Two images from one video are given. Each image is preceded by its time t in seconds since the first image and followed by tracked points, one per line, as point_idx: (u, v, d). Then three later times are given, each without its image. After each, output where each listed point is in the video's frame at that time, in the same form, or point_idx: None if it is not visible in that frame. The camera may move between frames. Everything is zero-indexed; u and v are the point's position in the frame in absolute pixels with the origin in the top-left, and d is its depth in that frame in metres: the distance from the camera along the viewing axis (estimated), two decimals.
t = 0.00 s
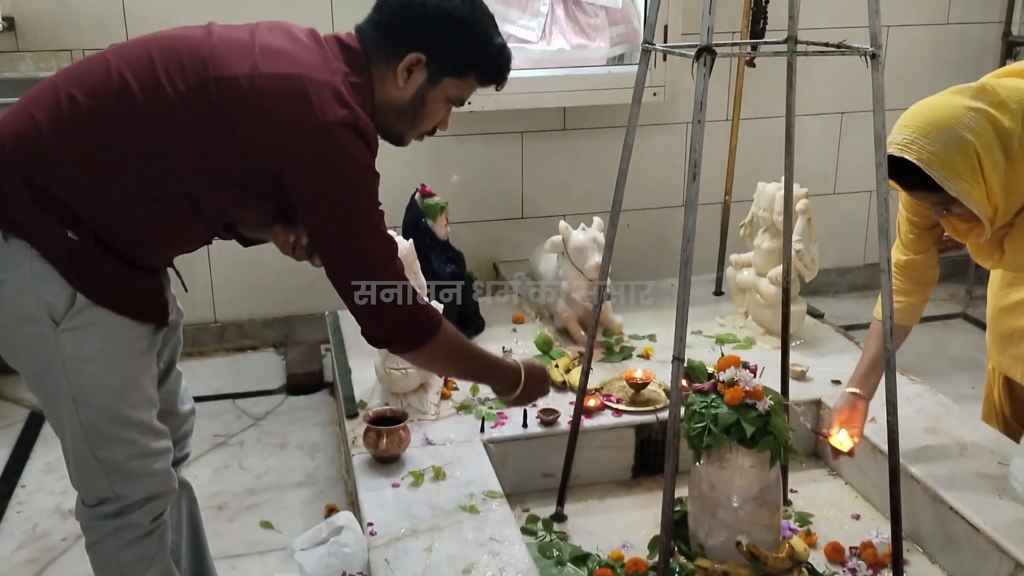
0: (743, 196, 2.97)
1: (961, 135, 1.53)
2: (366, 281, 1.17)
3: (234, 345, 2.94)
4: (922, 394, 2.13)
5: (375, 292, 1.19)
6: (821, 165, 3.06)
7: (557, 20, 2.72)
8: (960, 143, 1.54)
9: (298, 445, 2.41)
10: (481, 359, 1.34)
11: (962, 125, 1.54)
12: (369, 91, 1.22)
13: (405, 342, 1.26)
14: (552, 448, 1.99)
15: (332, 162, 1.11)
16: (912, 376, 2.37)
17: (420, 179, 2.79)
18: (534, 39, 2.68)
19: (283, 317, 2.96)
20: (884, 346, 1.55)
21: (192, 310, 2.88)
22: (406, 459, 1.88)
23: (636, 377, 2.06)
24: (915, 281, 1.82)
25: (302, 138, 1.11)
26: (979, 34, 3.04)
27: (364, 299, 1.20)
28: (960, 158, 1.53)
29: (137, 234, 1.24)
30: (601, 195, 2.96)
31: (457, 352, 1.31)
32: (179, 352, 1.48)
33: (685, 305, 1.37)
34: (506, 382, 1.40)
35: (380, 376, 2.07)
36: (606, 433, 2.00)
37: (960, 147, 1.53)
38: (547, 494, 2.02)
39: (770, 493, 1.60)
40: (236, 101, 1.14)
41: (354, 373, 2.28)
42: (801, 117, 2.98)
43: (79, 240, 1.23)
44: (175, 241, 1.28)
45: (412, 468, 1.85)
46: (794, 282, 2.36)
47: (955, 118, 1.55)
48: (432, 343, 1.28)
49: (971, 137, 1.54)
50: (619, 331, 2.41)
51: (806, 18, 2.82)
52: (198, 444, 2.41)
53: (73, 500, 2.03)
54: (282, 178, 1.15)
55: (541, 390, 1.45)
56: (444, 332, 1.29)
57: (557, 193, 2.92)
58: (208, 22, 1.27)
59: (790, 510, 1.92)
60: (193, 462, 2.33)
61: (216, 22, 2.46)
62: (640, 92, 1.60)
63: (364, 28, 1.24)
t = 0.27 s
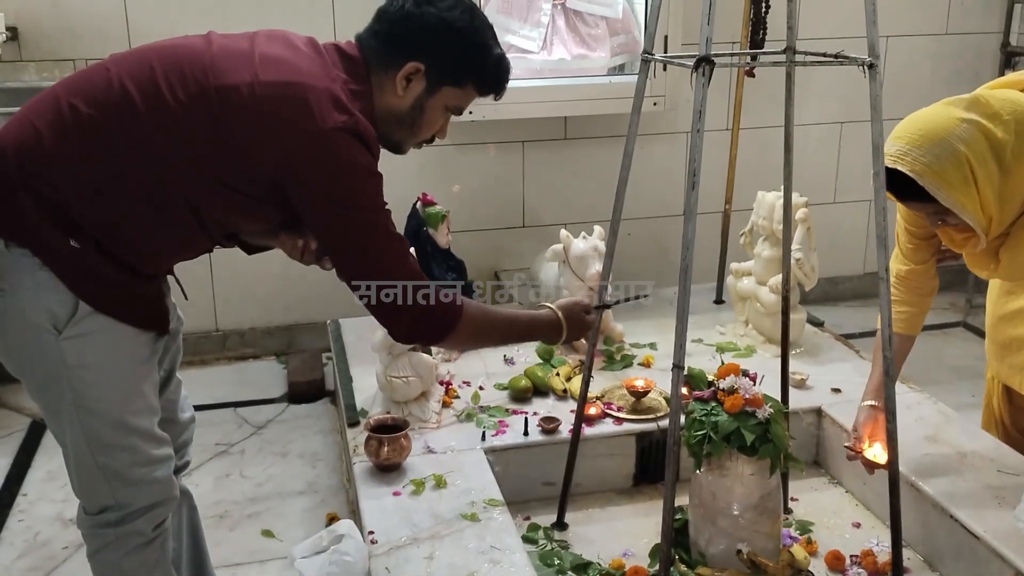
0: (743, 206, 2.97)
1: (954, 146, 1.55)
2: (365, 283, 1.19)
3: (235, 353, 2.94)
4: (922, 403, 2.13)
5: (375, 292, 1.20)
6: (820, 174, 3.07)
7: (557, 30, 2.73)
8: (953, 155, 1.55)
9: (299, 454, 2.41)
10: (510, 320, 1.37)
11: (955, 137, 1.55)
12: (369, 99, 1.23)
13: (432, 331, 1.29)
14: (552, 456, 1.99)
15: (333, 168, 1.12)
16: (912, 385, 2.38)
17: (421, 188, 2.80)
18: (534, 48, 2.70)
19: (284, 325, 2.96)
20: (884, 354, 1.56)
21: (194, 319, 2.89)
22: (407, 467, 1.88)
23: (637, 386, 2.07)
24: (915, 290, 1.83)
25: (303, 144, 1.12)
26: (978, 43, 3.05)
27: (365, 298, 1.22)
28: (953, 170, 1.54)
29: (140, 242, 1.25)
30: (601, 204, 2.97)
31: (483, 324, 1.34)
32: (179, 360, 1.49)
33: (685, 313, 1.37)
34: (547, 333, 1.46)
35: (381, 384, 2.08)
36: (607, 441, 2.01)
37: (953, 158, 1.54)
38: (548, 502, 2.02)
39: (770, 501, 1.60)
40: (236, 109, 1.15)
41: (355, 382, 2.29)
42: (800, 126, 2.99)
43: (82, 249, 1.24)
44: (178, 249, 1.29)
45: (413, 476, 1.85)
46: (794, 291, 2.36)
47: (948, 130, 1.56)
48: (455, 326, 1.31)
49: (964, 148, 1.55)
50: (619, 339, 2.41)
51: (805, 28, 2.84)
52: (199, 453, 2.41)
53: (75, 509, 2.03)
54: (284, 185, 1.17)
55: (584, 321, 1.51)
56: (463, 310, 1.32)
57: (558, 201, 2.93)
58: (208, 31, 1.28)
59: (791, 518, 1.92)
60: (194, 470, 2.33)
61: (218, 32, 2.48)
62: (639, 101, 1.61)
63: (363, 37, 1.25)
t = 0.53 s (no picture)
0: (743, 216, 2.98)
1: (951, 156, 1.55)
2: (366, 283, 1.18)
3: (237, 362, 2.95)
4: (923, 412, 2.13)
5: (375, 292, 1.19)
6: (821, 183, 3.08)
7: (558, 39, 2.74)
8: (950, 164, 1.55)
9: (300, 463, 2.41)
10: (508, 367, 1.33)
11: (952, 146, 1.56)
12: (369, 105, 1.24)
13: (424, 348, 1.26)
14: (553, 465, 1.99)
15: (333, 174, 1.13)
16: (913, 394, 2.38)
17: (423, 197, 2.81)
18: (536, 58, 2.71)
19: (286, 334, 2.97)
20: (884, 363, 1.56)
21: (195, 328, 2.89)
22: (408, 476, 1.88)
23: (638, 395, 2.07)
24: (914, 298, 1.83)
25: (304, 150, 1.13)
26: (978, 53, 3.06)
27: (364, 299, 1.21)
28: (950, 179, 1.55)
29: (142, 249, 1.26)
30: (602, 213, 2.97)
31: (481, 358, 1.31)
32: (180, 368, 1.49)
33: (686, 322, 1.38)
34: (550, 400, 1.40)
35: (382, 393, 2.08)
36: (607, 450, 2.01)
37: (950, 168, 1.55)
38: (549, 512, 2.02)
39: (771, 511, 1.60)
40: (237, 116, 1.16)
41: (356, 391, 2.29)
42: (801, 136, 3.00)
43: (83, 256, 1.24)
44: (180, 256, 1.29)
45: (414, 485, 1.85)
46: (795, 300, 2.36)
47: (945, 139, 1.56)
48: (452, 348, 1.28)
49: (961, 158, 1.56)
50: (620, 348, 2.42)
51: (805, 38, 2.85)
52: (200, 462, 2.41)
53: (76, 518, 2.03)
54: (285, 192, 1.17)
55: (593, 413, 1.44)
56: (464, 337, 1.29)
57: (559, 211, 2.94)
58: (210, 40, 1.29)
59: (792, 528, 1.92)
60: (195, 479, 2.33)
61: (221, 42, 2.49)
62: (640, 110, 1.62)
63: (363, 44, 1.26)
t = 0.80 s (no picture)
0: (743, 217, 2.98)
1: (952, 159, 1.55)
2: (366, 283, 1.17)
3: (237, 364, 2.95)
4: (925, 415, 2.13)
5: (375, 292, 1.18)
6: (821, 185, 3.08)
7: (559, 41, 2.74)
8: (951, 167, 1.55)
9: (301, 465, 2.41)
10: (481, 380, 1.33)
11: (953, 149, 1.56)
12: (370, 114, 1.25)
13: (406, 362, 1.25)
14: (553, 467, 1.99)
15: (332, 182, 1.13)
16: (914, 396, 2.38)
17: (423, 199, 2.81)
18: (537, 60, 2.71)
19: (286, 336, 2.97)
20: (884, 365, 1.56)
21: (196, 329, 2.89)
22: (409, 479, 1.88)
23: (638, 397, 2.07)
24: (914, 302, 1.83)
25: (304, 157, 1.13)
26: (978, 55, 3.06)
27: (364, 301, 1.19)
28: (951, 182, 1.55)
29: (141, 253, 1.26)
30: (603, 215, 2.97)
31: (459, 371, 1.30)
32: (181, 370, 1.49)
33: (686, 325, 1.38)
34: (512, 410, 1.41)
35: (383, 395, 2.08)
36: (608, 452, 2.01)
37: (951, 171, 1.55)
38: (549, 514, 2.02)
39: (772, 513, 1.60)
40: (238, 123, 1.16)
41: (356, 393, 2.29)
42: (801, 138, 3.00)
43: (82, 260, 1.24)
44: (179, 260, 1.29)
45: (415, 487, 1.85)
46: (796, 302, 2.36)
47: (945, 143, 1.57)
48: (435, 362, 1.27)
49: (962, 161, 1.56)
50: (621, 350, 2.42)
51: (805, 40, 2.85)
52: (201, 464, 2.42)
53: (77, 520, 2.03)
54: (284, 198, 1.17)
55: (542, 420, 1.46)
56: (447, 351, 1.28)
57: (560, 213, 2.94)
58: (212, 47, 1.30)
59: (793, 530, 1.92)
60: (196, 481, 2.33)
61: (222, 43, 2.49)
62: (641, 113, 1.62)
63: (365, 53, 1.28)
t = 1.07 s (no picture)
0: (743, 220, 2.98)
1: (951, 163, 1.55)
2: (366, 283, 1.18)
3: (237, 366, 2.95)
4: (925, 416, 2.13)
5: (376, 292, 1.19)
6: (821, 187, 3.08)
7: (558, 43, 2.75)
8: (950, 171, 1.56)
9: (301, 467, 2.41)
10: (516, 340, 1.34)
11: (952, 153, 1.56)
12: (369, 115, 1.26)
13: (436, 345, 1.27)
14: (553, 469, 1.99)
15: (333, 184, 1.14)
16: (914, 397, 2.38)
17: (424, 201, 2.81)
18: (536, 62, 2.72)
19: (287, 339, 2.97)
20: (884, 367, 1.56)
21: (196, 332, 2.89)
22: (408, 480, 1.88)
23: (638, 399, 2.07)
24: (914, 304, 1.83)
25: (304, 160, 1.14)
26: (977, 56, 3.06)
27: (364, 299, 1.20)
28: (951, 186, 1.55)
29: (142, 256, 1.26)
30: (602, 217, 2.98)
31: (488, 342, 1.32)
32: (180, 372, 1.49)
33: (685, 326, 1.38)
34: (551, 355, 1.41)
35: (383, 397, 2.08)
36: (608, 454, 2.01)
37: (950, 174, 1.55)
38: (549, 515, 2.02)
39: (771, 514, 1.60)
40: (237, 125, 1.16)
41: (356, 395, 2.29)
42: (800, 140, 3.00)
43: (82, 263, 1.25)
44: (180, 263, 1.30)
45: (414, 489, 1.85)
46: (796, 303, 2.36)
47: (945, 147, 1.57)
48: (460, 340, 1.29)
49: (961, 164, 1.56)
50: (621, 352, 2.42)
51: (805, 42, 2.85)
52: (201, 466, 2.42)
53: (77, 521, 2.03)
54: (284, 200, 1.18)
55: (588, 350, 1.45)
56: (471, 327, 1.30)
57: (560, 215, 2.94)
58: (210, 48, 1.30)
59: (792, 531, 1.92)
60: (195, 483, 2.33)
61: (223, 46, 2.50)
62: (640, 114, 1.62)
63: (365, 55, 1.28)
